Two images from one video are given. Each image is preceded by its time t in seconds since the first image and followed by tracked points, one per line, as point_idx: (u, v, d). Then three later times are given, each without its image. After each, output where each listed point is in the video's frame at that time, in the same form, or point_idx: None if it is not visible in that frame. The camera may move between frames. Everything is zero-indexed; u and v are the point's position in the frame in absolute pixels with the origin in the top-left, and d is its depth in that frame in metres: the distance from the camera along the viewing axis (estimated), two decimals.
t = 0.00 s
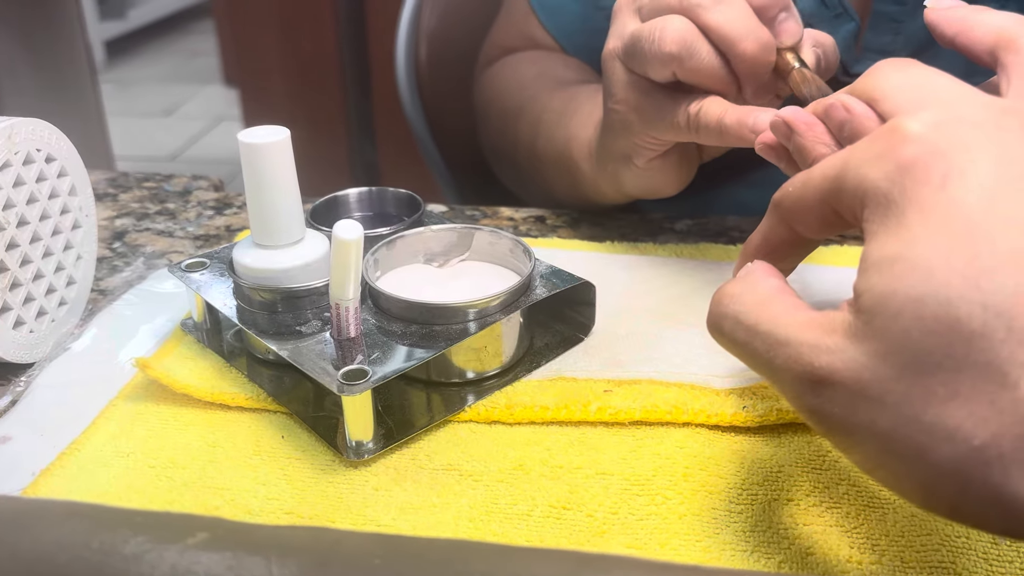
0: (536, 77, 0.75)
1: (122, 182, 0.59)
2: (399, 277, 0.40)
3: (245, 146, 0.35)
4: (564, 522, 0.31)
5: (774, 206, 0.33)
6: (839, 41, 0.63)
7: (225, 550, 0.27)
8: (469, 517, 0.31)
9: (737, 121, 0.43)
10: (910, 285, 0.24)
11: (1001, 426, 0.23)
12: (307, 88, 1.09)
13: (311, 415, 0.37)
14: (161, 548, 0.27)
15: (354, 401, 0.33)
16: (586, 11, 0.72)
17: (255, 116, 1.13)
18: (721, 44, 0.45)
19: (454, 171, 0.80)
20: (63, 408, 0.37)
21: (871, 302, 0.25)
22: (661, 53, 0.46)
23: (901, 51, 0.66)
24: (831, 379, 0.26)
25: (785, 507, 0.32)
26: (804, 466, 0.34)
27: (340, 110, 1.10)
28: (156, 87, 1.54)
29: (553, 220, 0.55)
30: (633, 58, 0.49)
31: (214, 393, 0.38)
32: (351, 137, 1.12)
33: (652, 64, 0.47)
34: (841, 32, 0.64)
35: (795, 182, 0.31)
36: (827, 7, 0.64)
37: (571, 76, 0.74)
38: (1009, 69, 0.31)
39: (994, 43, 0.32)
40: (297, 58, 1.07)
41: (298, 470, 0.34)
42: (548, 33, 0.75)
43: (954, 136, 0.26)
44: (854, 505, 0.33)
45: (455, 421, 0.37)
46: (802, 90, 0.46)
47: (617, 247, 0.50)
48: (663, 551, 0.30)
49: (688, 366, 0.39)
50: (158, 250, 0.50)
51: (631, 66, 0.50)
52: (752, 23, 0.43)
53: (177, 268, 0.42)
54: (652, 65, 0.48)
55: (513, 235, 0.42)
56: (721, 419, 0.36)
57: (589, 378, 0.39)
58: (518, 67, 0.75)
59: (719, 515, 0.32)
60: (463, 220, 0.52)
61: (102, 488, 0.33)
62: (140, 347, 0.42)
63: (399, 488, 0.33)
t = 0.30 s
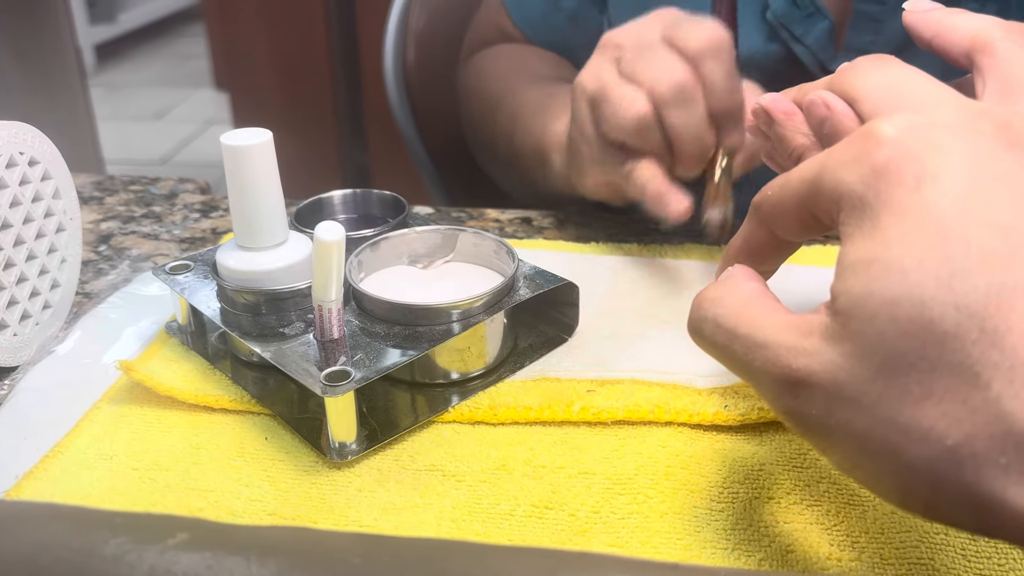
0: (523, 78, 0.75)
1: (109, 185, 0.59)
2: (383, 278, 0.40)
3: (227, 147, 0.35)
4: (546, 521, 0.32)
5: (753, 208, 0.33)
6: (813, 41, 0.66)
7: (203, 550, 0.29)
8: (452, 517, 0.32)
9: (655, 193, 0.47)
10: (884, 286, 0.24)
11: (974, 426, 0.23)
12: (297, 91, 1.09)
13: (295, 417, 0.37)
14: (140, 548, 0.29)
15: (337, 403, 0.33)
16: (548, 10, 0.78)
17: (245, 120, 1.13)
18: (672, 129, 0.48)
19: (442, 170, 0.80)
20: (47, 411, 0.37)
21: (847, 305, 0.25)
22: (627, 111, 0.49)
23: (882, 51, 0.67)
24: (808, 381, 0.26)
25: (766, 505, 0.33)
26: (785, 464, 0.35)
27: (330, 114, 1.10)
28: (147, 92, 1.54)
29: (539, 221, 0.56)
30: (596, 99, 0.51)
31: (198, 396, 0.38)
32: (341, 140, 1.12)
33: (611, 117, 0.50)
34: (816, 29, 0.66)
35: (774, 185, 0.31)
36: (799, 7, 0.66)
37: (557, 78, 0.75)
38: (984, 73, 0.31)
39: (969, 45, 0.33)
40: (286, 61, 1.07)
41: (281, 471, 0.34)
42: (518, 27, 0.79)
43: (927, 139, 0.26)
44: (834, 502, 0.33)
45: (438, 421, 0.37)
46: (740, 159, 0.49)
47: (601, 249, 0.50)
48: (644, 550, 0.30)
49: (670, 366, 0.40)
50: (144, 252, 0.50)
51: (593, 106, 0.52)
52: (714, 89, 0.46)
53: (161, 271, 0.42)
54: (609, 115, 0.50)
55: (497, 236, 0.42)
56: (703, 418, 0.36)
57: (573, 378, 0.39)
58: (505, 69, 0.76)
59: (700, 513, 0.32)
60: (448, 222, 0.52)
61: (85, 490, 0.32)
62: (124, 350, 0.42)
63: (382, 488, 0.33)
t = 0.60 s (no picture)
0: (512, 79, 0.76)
1: (97, 188, 0.59)
2: (370, 278, 0.41)
3: (214, 149, 0.35)
4: (531, 518, 0.32)
5: (734, 207, 0.34)
6: (802, 36, 0.67)
7: (190, 548, 0.30)
8: (438, 514, 0.32)
9: (657, 93, 0.45)
10: (860, 282, 0.25)
11: (947, 419, 0.24)
12: (288, 93, 1.09)
13: (283, 416, 0.37)
14: (126, 547, 0.29)
15: (324, 402, 0.33)
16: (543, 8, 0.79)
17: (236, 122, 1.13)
18: None
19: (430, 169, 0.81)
20: (34, 414, 0.38)
21: (824, 300, 0.25)
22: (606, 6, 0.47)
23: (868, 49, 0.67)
24: (786, 376, 0.26)
25: (749, 501, 0.33)
26: (768, 460, 0.35)
27: (321, 116, 1.10)
28: (139, 95, 1.54)
29: (526, 221, 0.57)
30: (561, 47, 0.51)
31: (186, 396, 0.38)
32: (332, 143, 1.12)
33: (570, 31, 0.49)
34: (806, 24, 0.67)
35: (755, 183, 0.32)
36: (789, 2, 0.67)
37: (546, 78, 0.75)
38: (961, 73, 0.32)
39: (946, 46, 0.33)
40: (277, 63, 1.07)
41: (269, 470, 0.34)
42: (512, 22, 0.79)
43: (902, 138, 0.27)
44: (816, 498, 0.33)
45: (425, 420, 0.37)
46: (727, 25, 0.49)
47: (588, 250, 0.51)
48: (628, 545, 0.30)
49: (655, 364, 0.40)
50: (133, 255, 0.51)
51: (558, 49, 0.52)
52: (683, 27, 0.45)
53: (149, 272, 0.42)
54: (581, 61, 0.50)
55: (483, 237, 0.42)
56: (687, 415, 0.37)
57: (559, 376, 0.39)
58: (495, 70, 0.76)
59: (684, 509, 0.32)
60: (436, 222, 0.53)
61: (73, 491, 0.33)
62: (112, 351, 0.42)
63: (369, 487, 0.33)
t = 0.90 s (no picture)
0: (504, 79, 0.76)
1: (86, 189, 0.59)
2: (358, 275, 0.41)
3: (201, 147, 0.35)
4: (519, 513, 0.32)
5: (718, 198, 0.34)
6: (799, 37, 0.66)
7: (175, 544, 0.27)
8: (426, 510, 0.32)
9: (693, 104, 0.45)
10: (842, 269, 0.25)
11: (928, 405, 0.24)
12: (281, 95, 1.09)
13: (271, 414, 0.37)
14: (112, 542, 0.27)
15: (312, 399, 0.33)
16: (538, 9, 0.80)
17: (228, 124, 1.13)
18: None
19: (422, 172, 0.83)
20: (21, 413, 0.37)
21: (806, 288, 0.26)
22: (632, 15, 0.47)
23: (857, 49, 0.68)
24: (769, 364, 0.26)
25: (736, 494, 0.33)
26: (755, 454, 0.35)
27: (313, 117, 1.10)
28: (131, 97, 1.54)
29: (515, 220, 0.57)
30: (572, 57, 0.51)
31: (174, 394, 0.38)
32: (324, 145, 1.12)
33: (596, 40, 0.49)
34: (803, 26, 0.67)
35: (738, 173, 0.32)
36: (787, 3, 0.67)
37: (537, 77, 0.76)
38: (943, 64, 0.32)
39: (929, 37, 0.33)
40: (270, 64, 1.07)
41: (256, 467, 0.34)
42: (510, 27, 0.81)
43: (884, 127, 0.27)
44: (803, 492, 0.33)
45: (414, 418, 0.37)
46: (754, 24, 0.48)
47: (577, 247, 0.52)
48: (615, 539, 0.31)
49: (643, 360, 0.40)
50: (121, 254, 0.51)
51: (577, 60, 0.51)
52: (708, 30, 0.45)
53: (137, 271, 0.42)
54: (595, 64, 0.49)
55: (472, 234, 0.43)
56: (674, 411, 0.37)
57: (547, 373, 0.39)
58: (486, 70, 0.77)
59: (671, 503, 0.32)
60: (425, 220, 0.53)
61: (60, 489, 0.33)
62: (98, 349, 0.42)
63: (357, 483, 0.33)
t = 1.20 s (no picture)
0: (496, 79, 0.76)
1: (78, 189, 0.59)
2: (349, 274, 0.41)
3: (191, 146, 0.35)
4: (510, 511, 0.32)
5: (709, 198, 0.34)
6: (782, 38, 0.68)
7: (166, 541, 0.27)
8: (417, 508, 0.32)
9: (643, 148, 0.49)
10: (831, 266, 0.25)
11: (917, 400, 0.24)
12: (274, 97, 1.10)
13: (261, 413, 0.37)
14: (101, 539, 0.27)
15: (303, 397, 0.33)
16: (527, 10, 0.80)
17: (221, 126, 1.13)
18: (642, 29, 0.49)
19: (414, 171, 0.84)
20: (11, 413, 0.37)
21: (796, 285, 0.26)
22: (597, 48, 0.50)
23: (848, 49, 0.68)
24: (760, 362, 0.27)
25: (727, 490, 0.33)
26: (746, 451, 0.35)
27: (307, 119, 1.10)
28: (124, 99, 1.54)
29: (507, 219, 0.57)
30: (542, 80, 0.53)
31: (165, 393, 0.38)
32: (318, 146, 1.12)
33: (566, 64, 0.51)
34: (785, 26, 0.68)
35: (729, 173, 0.32)
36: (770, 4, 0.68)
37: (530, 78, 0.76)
38: (932, 62, 0.32)
39: (918, 36, 0.34)
40: (263, 65, 1.07)
41: (247, 465, 0.34)
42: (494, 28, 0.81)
43: (872, 125, 0.27)
44: (793, 488, 0.33)
45: (405, 415, 0.37)
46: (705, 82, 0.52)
47: (568, 245, 0.52)
48: (606, 536, 0.31)
49: (635, 357, 0.40)
50: (113, 255, 0.51)
51: (549, 82, 0.54)
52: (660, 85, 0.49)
53: (127, 270, 0.42)
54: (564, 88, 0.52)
55: (463, 232, 0.43)
56: (665, 407, 0.37)
57: (539, 370, 0.40)
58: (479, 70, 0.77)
59: (662, 499, 0.32)
60: (417, 219, 0.53)
61: (50, 488, 0.32)
62: (89, 349, 0.42)
63: (348, 481, 0.33)
